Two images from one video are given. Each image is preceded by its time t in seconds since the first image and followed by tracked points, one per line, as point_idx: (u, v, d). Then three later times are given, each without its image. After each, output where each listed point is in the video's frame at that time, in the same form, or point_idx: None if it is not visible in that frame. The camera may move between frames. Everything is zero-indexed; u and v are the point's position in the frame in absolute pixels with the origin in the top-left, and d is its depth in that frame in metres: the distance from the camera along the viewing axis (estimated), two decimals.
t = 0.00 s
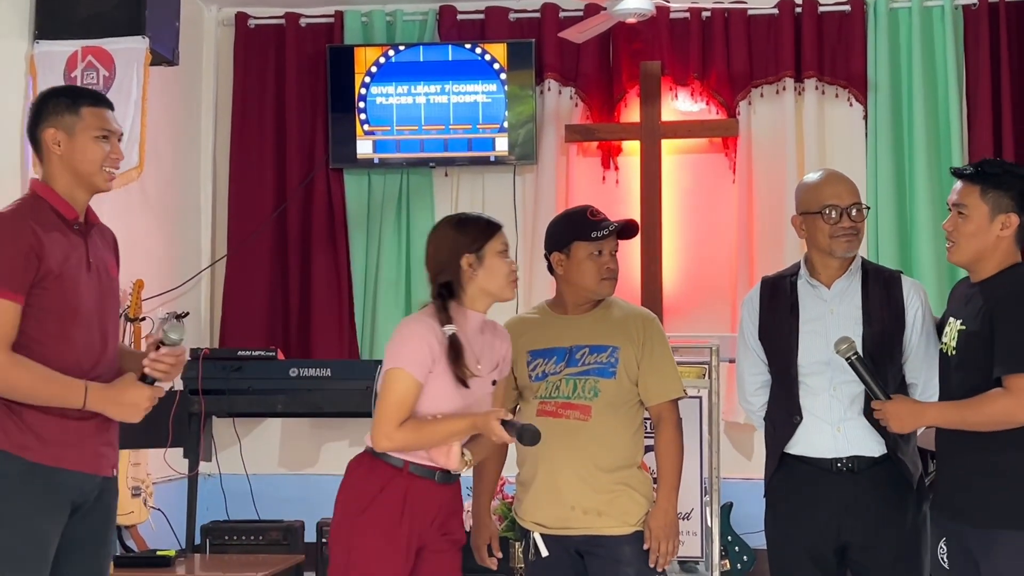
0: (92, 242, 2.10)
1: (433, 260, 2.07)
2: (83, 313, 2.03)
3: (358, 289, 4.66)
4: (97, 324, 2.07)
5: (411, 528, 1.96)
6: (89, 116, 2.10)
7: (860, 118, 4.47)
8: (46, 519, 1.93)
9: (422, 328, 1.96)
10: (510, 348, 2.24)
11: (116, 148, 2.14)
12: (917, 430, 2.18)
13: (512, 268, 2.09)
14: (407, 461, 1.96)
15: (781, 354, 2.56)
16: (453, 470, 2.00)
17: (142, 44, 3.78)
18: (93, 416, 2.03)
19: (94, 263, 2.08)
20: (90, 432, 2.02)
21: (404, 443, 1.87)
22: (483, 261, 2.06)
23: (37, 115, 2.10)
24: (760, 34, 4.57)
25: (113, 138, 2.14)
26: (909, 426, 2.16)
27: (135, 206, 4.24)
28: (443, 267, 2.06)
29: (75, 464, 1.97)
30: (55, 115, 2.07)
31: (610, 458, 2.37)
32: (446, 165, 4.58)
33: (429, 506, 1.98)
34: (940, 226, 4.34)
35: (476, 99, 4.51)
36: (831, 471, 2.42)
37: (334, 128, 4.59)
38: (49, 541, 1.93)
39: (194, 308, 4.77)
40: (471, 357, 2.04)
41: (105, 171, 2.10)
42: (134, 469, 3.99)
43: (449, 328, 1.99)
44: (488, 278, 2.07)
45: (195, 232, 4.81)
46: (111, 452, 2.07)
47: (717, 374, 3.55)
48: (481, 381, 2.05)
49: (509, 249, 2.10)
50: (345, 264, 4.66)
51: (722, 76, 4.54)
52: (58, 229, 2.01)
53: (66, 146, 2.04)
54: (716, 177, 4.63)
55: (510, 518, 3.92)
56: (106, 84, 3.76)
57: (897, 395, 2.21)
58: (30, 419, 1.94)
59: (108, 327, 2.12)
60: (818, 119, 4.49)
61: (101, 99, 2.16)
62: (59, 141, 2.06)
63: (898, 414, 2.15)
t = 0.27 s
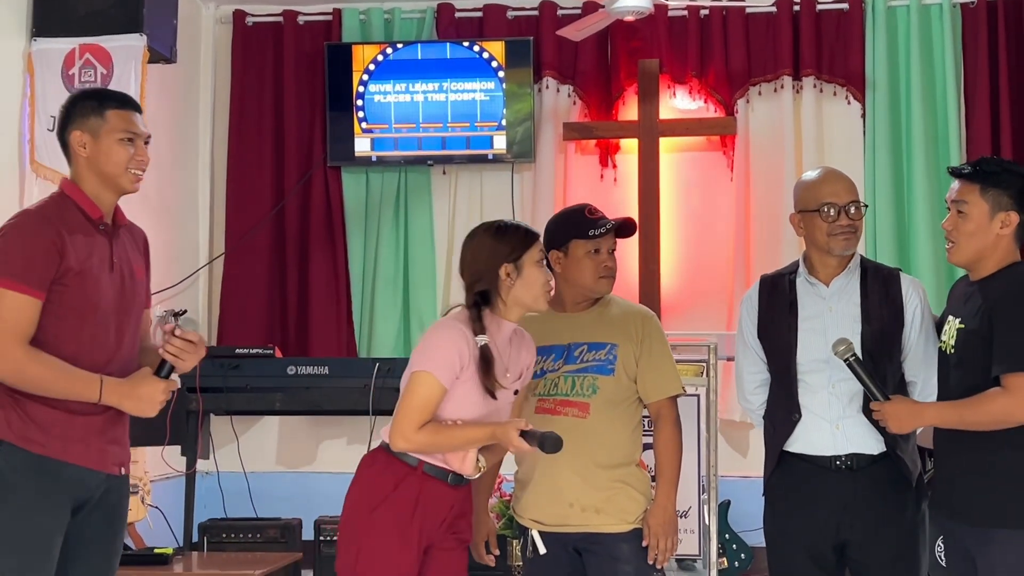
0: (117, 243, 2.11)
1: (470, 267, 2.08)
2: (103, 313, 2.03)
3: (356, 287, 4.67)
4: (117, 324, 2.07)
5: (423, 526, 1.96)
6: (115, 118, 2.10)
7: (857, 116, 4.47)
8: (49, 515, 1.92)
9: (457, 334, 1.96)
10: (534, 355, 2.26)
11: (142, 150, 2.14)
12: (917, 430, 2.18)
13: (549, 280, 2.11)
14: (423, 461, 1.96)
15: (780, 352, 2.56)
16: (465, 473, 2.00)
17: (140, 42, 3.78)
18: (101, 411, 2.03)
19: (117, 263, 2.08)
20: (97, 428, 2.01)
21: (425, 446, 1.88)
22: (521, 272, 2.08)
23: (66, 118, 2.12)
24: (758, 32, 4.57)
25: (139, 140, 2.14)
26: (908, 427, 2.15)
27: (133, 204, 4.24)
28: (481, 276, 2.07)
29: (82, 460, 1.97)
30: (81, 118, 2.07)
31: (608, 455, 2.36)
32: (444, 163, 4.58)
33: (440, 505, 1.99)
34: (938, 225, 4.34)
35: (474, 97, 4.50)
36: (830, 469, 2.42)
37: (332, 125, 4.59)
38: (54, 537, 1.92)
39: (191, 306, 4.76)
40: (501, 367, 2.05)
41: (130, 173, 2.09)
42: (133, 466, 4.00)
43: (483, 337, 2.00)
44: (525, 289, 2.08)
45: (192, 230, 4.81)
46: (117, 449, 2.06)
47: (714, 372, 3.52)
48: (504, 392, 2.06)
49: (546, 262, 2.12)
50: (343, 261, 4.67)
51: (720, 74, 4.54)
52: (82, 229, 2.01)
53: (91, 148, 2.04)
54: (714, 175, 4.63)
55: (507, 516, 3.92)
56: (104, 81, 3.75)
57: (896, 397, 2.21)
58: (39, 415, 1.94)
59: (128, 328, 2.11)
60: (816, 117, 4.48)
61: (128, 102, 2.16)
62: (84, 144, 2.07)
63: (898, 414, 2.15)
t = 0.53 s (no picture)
0: (110, 241, 2.10)
1: (479, 268, 2.08)
2: (93, 309, 2.02)
3: (355, 286, 4.67)
4: (108, 322, 2.06)
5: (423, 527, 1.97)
6: (105, 118, 2.10)
7: (856, 115, 4.47)
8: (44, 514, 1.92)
9: (462, 336, 1.97)
10: (540, 357, 2.26)
11: (134, 150, 2.14)
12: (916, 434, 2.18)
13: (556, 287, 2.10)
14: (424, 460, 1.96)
15: (780, 350, 2.56)
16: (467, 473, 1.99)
17: (139, 40, 3.78)
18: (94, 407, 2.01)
19: (109, 261, 2.07)
20: (91, 426, 2.00)
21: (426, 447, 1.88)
22: (530, 276, 2.07)
23: (58, 118, 2.13)
24: (756, 31, 4.57)
25: (131, 140, 2.14)
26: (908, 432, 2.15)
27: (132, 202, 4.24)
28: (491, 277, 2.06)
29: (75, 458, 1.96)
30: (72, 117, 2.08)
31: (607, 453, 2.36)
32: (443, 161, 4.58)
33: (441, 507, 1.99)
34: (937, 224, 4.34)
35: (473, 96, 4.50)
36: (830, 467, 2.42)
37: (332, 124, 4.58)
38: (50, 537, 1.92)
39: (190, 304, 4.76)
40: (505, 369, 2.05)
41: (121, 173, 2.09)
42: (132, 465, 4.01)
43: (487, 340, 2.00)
44: (533, 293, 2.08)
45: (191, 229, 4.81)
46: (113, 448, 2.05)
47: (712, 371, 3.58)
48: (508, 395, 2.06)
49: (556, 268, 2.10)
50: (342, 259, 4.67)
51: (720, 73, 4.54)
52: (71, 227, 2.01)
53: (80, 147, 2.04)
54: (713, 174, 4.63)
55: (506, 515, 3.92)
56: (103, 79, 3.75)
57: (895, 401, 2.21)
58: (29, 413, 1.94)
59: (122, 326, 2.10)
60: (815, 116, 4.48)
61: (120, 101, 2.16)
62: (75, 143, 2.07)
63: (896, 421, 2.14)
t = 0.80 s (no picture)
0: (78, 238, 2.10)
1: (460, 260, 2.07)
2: (63, 306, 2.02)
3: (355, 285, 4.67)
4: (79, 318, 2.06)
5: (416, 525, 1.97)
6: (69, 112, 2.10)
7: (856, 115, 4.47)
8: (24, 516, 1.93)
9: (442, 330, 1.97)
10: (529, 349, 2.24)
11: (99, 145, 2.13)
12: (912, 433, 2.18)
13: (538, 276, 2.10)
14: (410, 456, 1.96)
15: (780, 350, 2.57)
16: (455, 467, 1.99)
17: (139, 39, 3.79)
18: (67, 406, 2.01)
19: (78, 258, 2.07)
20: (68, 423, 2.01)
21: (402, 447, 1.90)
22: (512, 268, 2.06)
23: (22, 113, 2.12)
24: (756, 31, 4.57)
25: (96, 135, 2.13)
26: (904, 430, 2.16)
27: (131, 201, 4.24)
28: (472, 269, 2.05)
29: (51, 457, 1.97)
30: (35, 113, 2.08)
31: (606, 453, 2.37)
32: (443, 160, 4.58)
33: (435, 505, 1.98)
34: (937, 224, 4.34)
35: (472, 95, 4.50)
36: (829, 466, 2.42)
37: (331, 123, 4.58)
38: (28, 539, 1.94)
39: (190, 303, 4.76)
40: (489, 363, 2.05)
41: (86, 168, 2.09)
42: (131, 464, 4.01)
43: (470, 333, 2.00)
44: (513, 284, 2.07)
45: (191, 228, 4.81)
46: (92, 445, 2.05)
47: (714, 372, 3.49)
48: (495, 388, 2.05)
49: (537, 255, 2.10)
50: (342, 259, 4.67)
51: (719, 72, 4.54)
52: (35, 224, 2.01)
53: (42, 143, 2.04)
54: (713, 173, 4.63)
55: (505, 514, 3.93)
56: (104, 78, 3.75)
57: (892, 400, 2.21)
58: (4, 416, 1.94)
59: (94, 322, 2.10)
60: (815, 115, 4.48)
61: (85, 96, 2.16)
62: (38, 139, 2.07)
63: (893, 420, 2.15)
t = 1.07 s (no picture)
0: (46, 234, 2.12)
1: (388, 249, 2.01)
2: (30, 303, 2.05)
3: (355, 284, 4.67)
4: (48, 315, 2.09)
5: (397, 523, 1.89)
6: (35, 108, 2.12)
7: (856, 115, 4.47)
8: None
9: (374, 317, 1.91)
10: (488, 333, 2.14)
11: (66, 140, 2.15)
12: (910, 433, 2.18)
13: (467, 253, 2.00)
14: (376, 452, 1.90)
15: (780, 349, 2.57)
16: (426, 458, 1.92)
17: (139, 39, 3.80)
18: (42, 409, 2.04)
19: (46, 255, 2.09)
20: (42, 425, 2.04)
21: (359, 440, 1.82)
22: (435, 245, 1.97)
23: None
24: (756, 31, 4.57)
25: (62, 131, 2.15)
26: (902, 429, 2.16)
27: (131, 201, 4.24)
28: (396, 255, 1.98)
29: (26, 457, 2.00)
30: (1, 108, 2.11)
31: (605, 454, 2.37)
32: (443, 160, 4.58)
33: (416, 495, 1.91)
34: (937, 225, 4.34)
35: (472, 95, 4.50)
36: (829, 466, 2.42)
37: (331, 123, 4.59)
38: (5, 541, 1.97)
39: (190, 303, 4.76)
40: (433, 344, 1.95)
41: (52, 164, 2.11)
42: (130, 463, 4.01)
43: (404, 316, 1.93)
44: (440, 262, 1.97)
45: (191, 227, 4.81)
46: (63, 445, 2.08)
47: (713, 371, 3.54)
48: (447, 370, 1.96)
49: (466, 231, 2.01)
50: (342, 258, 4.66)
51: (719, 72, 4.53)
52: None
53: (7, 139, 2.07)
54: (713, 173, 4.63)
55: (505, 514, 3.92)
56: (103, 78, 3.74)
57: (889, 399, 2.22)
58: None
59: (64, 319, 2.13)
60: (815, 115, 4.49)
61: (53, 91, 2.18)
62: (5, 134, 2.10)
63: (890, 418, 2.15)
